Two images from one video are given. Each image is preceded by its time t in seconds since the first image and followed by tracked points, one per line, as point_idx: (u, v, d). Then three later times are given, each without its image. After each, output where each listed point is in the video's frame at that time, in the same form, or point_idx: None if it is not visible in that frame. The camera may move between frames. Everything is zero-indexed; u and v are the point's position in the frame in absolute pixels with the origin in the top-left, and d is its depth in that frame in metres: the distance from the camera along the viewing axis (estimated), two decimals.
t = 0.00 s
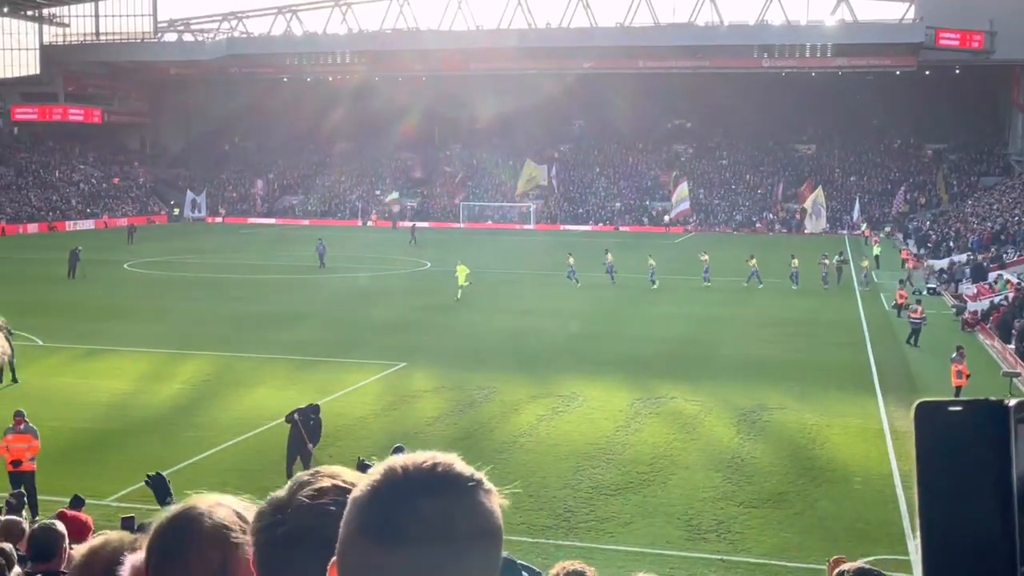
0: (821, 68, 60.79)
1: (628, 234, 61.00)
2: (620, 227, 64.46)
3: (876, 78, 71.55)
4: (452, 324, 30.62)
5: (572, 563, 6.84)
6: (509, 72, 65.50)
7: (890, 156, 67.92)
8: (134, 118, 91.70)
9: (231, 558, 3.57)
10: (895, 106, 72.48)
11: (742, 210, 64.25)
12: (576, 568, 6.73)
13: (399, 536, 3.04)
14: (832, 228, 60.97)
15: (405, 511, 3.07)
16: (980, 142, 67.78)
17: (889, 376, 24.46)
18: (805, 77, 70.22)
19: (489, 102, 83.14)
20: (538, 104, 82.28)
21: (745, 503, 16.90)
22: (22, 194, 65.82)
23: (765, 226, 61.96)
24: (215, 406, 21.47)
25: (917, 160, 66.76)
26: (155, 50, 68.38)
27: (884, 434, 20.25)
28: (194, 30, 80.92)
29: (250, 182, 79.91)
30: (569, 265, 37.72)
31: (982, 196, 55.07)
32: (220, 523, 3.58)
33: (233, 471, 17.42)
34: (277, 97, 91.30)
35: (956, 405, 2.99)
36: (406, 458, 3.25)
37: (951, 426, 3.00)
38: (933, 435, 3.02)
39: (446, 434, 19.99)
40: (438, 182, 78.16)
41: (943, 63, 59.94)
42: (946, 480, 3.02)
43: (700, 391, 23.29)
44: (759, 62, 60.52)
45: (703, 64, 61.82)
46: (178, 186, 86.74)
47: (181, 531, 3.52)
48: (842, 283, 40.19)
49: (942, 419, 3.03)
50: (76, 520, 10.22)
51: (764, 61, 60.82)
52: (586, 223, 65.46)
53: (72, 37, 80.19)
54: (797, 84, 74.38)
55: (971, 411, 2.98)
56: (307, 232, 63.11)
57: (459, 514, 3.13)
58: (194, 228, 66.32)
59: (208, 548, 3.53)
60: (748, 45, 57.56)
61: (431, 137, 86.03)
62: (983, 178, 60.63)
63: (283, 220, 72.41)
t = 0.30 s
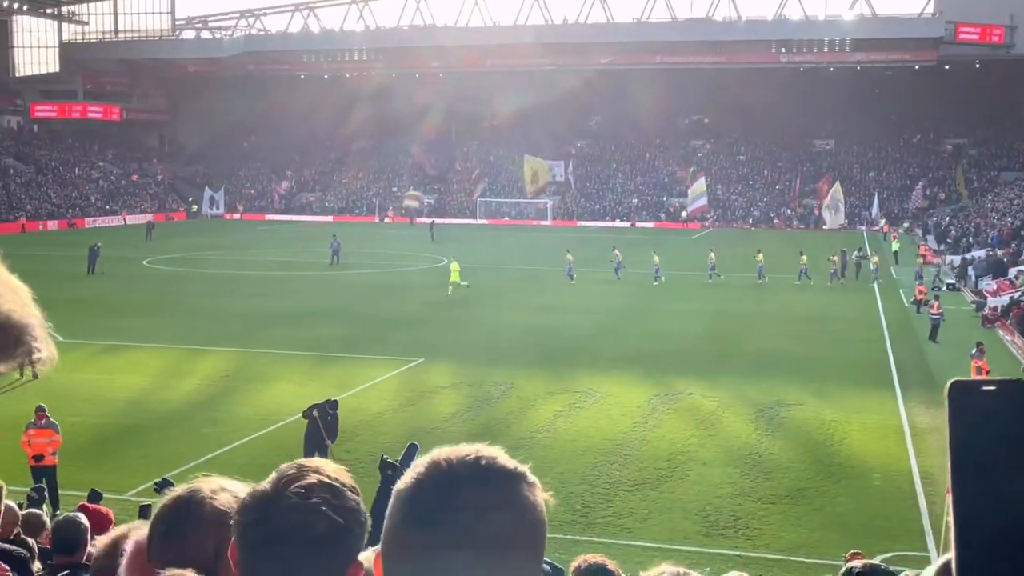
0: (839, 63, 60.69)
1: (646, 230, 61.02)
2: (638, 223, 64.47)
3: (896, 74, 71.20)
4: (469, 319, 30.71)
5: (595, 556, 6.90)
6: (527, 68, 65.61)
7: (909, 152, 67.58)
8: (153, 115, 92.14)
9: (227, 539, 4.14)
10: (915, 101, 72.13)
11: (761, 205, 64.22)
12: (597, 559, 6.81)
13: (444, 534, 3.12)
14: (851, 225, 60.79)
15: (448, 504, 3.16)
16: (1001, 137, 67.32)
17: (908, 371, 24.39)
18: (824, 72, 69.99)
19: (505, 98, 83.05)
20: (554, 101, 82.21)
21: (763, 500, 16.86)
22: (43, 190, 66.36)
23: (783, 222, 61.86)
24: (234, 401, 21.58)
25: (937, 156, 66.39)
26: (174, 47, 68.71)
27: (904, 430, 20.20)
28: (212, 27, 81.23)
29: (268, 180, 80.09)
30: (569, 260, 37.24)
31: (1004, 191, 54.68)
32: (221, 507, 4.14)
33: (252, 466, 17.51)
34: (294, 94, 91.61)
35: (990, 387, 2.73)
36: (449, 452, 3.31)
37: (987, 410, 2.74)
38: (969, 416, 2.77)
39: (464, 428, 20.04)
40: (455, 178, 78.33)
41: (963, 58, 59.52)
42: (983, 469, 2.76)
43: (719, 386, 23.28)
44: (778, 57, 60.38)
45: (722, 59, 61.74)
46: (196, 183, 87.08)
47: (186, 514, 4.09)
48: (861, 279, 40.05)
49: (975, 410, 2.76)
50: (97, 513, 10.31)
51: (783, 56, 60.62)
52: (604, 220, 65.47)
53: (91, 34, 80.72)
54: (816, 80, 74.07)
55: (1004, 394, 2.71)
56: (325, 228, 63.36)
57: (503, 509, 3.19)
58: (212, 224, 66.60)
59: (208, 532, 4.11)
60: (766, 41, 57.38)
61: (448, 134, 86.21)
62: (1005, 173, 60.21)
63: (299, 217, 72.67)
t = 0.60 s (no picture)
0: (852, 57, 60.57)
1: (658, 225, 61.01)
2: (650, 218, 64.47)
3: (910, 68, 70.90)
4: (480, 314, 30.73)
5: (606, 550, 6.86)
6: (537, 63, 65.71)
7: (923, 146, 67.32)
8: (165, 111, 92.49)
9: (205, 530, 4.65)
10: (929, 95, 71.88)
11: (773, 200, 64.08)
12: (610, 552, 6.80)
13: (469, 517, 3.20)
14: (865, 219, 60.61)
15: (472, 488, 3.26)
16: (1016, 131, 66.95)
17: (921, 366, 24.31)
18: (838, 66, 69.74)
19: (518, 93, 83.10)
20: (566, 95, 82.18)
21: (775, 494, 16.83)
22: (56, 186, 66.69)
23: (796, 217, 61.79)
24: (245, 396, 21.63)
25: (951, 150, 66.16)
26: (184, 43, 68.81)
27: (917, 425, 20.12)
28: (224, 23, 81.47)
29: (280, 176, 80.24)
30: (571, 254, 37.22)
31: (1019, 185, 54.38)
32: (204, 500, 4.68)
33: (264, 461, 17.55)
34: (305, 90, 91.71)
35: (999, 371, 2.43)
36: (474, 440, 3.45)
37: (1001, 395, 2.44)
38: (981, 403, 2.47)
39: (475, 422, 20.04)
40: (467, 173, 78.50)
41: (977, 52, 59.28)
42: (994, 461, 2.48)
43: (730, 381, 23.24)
44: (791, 51, 60.32)
45: (735, 54, 61.83)
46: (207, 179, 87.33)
47: (174, 505, 4.61)
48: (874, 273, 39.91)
49: (985, 398, 2.47)
50: (111, 507, 10.35)
51: (795, 50, 60.56)
52: (617, 214, 65.49)
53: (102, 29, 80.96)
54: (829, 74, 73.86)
55: (1013, 378, 2.42)
56: (336, 223, 63.54)
57: (526, 495, 3.30)
58: (223, 220, 66.78)
59: (194, 521, 4.62)
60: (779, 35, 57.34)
61: (460, 129, 86.32)
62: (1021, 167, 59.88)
63: (311, 212, 72.83)
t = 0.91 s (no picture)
0: (859, 51, 60.60)
1: (663, 219, 61.13)
2: (656, 212, 64.57)
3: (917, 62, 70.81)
4: (486, 309, 30.75)
5: (611, 543, 6.86)
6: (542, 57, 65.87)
7: (930, 141, 67.24)
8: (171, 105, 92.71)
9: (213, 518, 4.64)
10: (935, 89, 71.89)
11: (779, 194, 64.07)
12: (616, 546, 6.81)
13: (489, 499, 3.31)
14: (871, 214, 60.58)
15: (493, 472, 3.37)
16: None
17: (927, 361, 24.33)
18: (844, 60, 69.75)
19: (524, 87, 83.16)
20: (572, 90, 82.26)
21: (781, 489, 16.83)
22: (62, 180, 66.93)
23: (802, 212, 61.82)
24: (252, 390, 21.68)
25: (957, 145, 66.11)
26: (192, 37, 69.06)
27: (923, 419, 20.12)
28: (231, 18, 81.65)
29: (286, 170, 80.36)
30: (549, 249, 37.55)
31: None
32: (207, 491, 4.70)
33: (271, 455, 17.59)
34: (312, 84, 91.85)
35: (1003, 351, 2.57)
36: (488, 425, 3.57)
37: (1004, 374, 2.57)
38: (985, 380, 2.59)
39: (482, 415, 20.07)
40: (474, 168, 78.67)
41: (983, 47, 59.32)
42: (997, 439, 2.58)
43: (736, 376, 23.25)
44: (797, 45, 60.44)
45: (741, 48, 62.06)
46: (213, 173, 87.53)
47: (177, 496, 4.61)
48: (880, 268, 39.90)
49: (987, 376, 2.59)
50: (118, 499, 10.40)
51: (802, 44, 60.66)
52: (623, 209, 65.56)
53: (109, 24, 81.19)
54: (836, 68, 73.80)
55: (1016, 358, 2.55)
56: (342, 218, 63.68)
57: (541, 476, 3.43)
58: (230, 214, 66.98)
59: (198, 512, 4.62)
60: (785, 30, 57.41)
61: (466, 124, 86.43)
62: None
63: (317, 206, 72.99)
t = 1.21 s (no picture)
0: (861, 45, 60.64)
1: (665, 213, 61.10)
2: (658, 206, 64.49)
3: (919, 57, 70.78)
4: (489, 303, 30.71)
5: (617, 534, 6.85)
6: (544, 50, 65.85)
7: (933, 135, 67.12)
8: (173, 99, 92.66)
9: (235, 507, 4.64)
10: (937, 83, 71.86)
11: (782, 187, 63.96)
12: (623, 537, 6.80)
13: (492, 481, 3.42)
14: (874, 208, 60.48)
15: (498, 458, 3.48)
16: None
17: (927, 355, 24.35)
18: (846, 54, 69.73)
19: (526, 81, 83.11)
20: (574, 84, 82.19)
21: (781, 483, 16.84)
22: (64, 173, 66.91)
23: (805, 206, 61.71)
24: (253, 384, 21.67)
25: (960, 139, 66.03)
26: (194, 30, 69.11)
27: (924, 414, 20.14)
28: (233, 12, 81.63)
29: (287, 163, 80.20)
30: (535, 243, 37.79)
31: None
32: (225, 483, 4.66)
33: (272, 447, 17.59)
34: (313, 78, 91.67)
35: (996, 334, 2.62)
36: (491, 411, 3.72)
37: (998, 355, 2.62)
38: (976, 362, 2.64)
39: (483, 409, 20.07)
40: (476, 161, 78.55)
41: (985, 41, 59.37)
42: (990, 419, 2.60)
43: (738, 370, 23.25)
44: (799, 39, 60.53)
45: (743, 41, 62.21)
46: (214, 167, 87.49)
47: (196, 487, 4.57)
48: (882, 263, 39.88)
49: (980, 356, 2.64)
50: (120, 491, 10.39)
51: (804, 38, 60.77)
52: (625, 202, 65.48)
53: (111, 17, 81.09)
54: (838, 62, 73.73)
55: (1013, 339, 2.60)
56: (344, 211, 63.60)
57: (544, 461, 3.56)
58: (231, 207, 66.94)
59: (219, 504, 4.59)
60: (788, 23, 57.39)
61: (468, 118, 86.35)
62: None
63: (318, 200, 72.94)
